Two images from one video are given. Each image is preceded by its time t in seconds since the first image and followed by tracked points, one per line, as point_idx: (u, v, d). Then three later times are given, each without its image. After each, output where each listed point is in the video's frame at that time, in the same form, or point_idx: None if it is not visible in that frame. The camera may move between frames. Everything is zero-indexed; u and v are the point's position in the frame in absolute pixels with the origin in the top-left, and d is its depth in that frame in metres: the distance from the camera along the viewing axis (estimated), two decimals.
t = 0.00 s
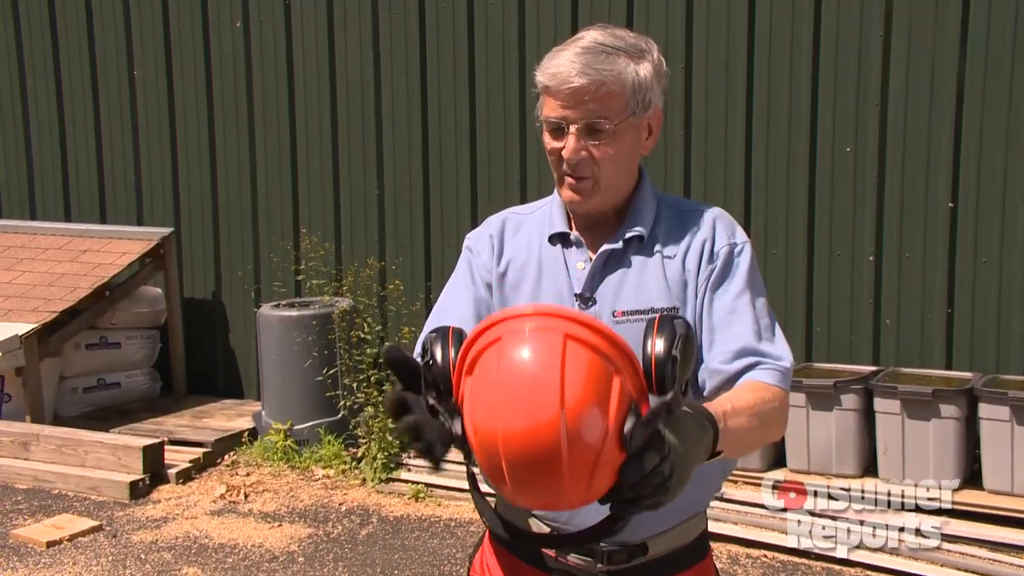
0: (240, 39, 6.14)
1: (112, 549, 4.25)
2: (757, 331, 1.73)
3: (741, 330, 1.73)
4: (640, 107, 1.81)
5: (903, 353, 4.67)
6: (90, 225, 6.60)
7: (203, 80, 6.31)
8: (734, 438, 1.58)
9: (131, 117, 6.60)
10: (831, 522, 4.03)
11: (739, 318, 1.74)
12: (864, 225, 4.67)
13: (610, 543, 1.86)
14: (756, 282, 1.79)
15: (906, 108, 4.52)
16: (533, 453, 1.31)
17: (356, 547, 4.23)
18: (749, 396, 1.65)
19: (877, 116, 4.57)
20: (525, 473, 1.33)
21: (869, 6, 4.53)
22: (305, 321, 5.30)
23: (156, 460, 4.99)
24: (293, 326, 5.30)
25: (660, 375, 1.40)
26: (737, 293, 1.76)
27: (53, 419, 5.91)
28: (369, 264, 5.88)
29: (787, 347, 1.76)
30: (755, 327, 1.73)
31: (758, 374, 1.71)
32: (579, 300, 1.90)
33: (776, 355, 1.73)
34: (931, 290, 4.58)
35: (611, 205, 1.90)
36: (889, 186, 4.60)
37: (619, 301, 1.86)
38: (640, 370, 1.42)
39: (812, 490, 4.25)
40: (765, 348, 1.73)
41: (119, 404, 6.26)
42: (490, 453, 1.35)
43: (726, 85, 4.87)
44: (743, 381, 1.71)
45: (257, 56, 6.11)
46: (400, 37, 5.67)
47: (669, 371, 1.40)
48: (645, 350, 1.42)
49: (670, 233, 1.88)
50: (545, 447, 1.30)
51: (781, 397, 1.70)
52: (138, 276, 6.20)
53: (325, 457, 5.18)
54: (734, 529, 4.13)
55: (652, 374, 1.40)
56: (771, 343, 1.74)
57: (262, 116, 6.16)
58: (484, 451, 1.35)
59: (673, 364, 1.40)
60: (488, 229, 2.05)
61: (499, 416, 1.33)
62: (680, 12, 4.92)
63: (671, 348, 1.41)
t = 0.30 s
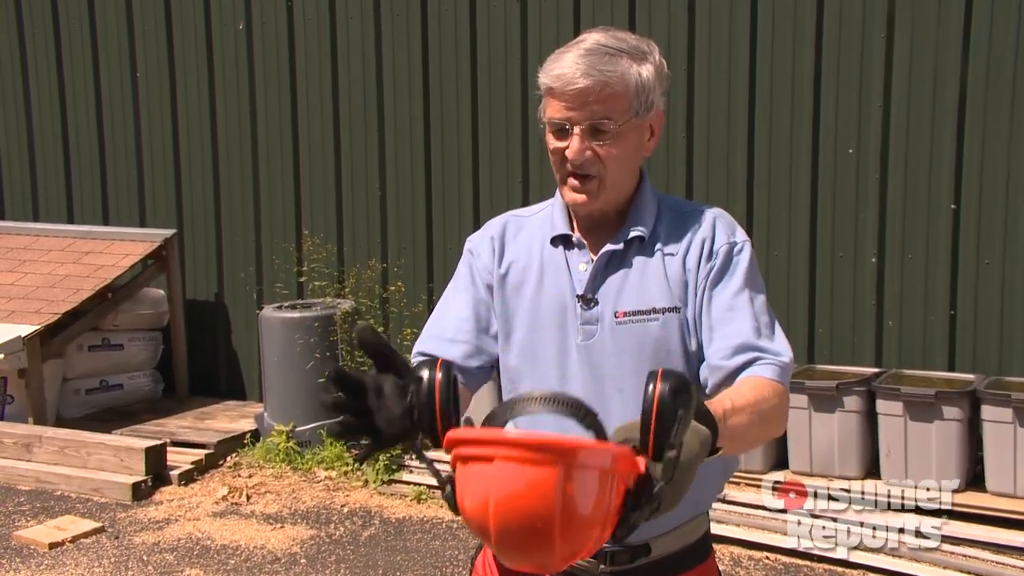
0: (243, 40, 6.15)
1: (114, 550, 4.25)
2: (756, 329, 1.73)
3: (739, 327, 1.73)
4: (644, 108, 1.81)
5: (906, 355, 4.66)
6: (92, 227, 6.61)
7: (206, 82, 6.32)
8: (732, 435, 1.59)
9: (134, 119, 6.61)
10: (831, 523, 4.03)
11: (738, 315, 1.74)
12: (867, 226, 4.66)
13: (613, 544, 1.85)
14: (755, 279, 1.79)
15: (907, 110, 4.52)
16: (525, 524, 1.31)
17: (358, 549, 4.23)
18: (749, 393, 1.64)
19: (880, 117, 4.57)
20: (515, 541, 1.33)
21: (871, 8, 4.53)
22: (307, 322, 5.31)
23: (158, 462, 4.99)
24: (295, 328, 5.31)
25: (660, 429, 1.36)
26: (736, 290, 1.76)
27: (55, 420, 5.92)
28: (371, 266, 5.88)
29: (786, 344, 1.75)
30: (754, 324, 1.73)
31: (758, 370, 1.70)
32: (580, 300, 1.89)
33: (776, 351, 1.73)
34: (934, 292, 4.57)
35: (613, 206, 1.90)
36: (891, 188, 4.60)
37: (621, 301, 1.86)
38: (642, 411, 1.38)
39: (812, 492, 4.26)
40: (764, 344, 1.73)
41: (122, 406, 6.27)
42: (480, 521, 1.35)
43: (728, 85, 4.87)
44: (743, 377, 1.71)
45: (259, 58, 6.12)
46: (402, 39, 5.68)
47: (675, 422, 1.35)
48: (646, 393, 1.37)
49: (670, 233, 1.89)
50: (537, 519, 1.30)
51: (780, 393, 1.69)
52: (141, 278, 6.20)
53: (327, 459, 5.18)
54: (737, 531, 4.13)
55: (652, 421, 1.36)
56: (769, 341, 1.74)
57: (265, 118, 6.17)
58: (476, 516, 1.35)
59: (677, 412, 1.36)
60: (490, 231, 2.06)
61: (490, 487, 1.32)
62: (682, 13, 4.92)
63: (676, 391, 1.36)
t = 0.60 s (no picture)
0: (245, 41, 6.15)
1: (116, 550, 4.26)
2: (755, 326, 1.74)
3: (738, 325, 1.73)
4: (644, 110, 1.81)
5: (908, 355, 4.65)
6: (94, 227, 6.62)
7: (208, 82, 6.32)
8: (729, 438, 1.59)
9: (137, 120, 6.62)
10: (830, 523, 4.03)
11: (737, 313, 1.74)
12: (869, 227, 4.66)
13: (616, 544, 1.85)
14: (755, 277, 1.80)
15: (909, 111, 4.51)
16: None
17: (360, 549, 4.24)
18: (744, 394, 1.65)
19: (881, 117, 4.57)
20: None
21: (873, 8, 4.53)
22: (309, 323, 5.31)
23: (161, 462, 5.00)
24: (297, 328, 5.32)
25: (624, 473, 1.35)
26: (736, 288, 1.77)
27: (57, 421, 5.93)
28: (373, 266, 5.88)
29: (785, 341, 1.76)
30: (753, 322, 1.74)
31: (756, 367, 1.70)
32: (582, 301, 1.89)
33: (774, 348, 1.73)
34: (936, 293, 4.57)
35: (614, 208, 1.90)
36: (893, 188, 4.60)
37: (623, 301, 1.86)
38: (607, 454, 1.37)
39: (812, 492, 4.25)
40: (763, 341, 1.73)
41: (124, 406, 6.28)
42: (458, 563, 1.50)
43: (731, 85, 4.87)
44: (742, 374, 1.71)
45: (261, 58, 6.12)
46: (404, 40, 5.68)
47: (641, 471, 1.36)
48: (610, 439, 1.36)
49: (671, 234, 1.88)
50: None
51: (779, 391, 1.69)
52: (143, 278, 6.20)
53: (329, 460, 5.18)
54: (739, 531, 4.13)
55: (617, 463, 1.35)
56: (767, 337, 1.74)
57: (267, 119, 6.17)
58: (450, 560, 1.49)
59: (639, 455, 1.35)
60: (490, 234, 2.05)
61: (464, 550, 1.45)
62: (684, 12, 4.92)
63: (642, 432, 1.35)
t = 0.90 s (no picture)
0: (248, 41, 6.15)
1: (119, 550, 4.27)
2: (756, 327, 1.73)
3: (739, 326, 1.73)
4: (646, 111, 1.81)
5: (911, 356, 4.65)
6: (97, 227, 6.63)
7: (210, 82, 6.33)
8: (729, 441, 1.59)
9: (139, 118, 6.62)
10: (830, 522, 4.03)
11: (738, 313, 1.74)
12: (872, 226, 4.65)
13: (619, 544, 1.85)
14: (756, 278, 1.80)
15: (913, 111, 4.51)
16: None
17: (362, 549, 4.24)
18: (744, 395, 1.65)
19: (884, 117, 4.56)
20: None
21: (876, 7, 4.52)
22: (311, 323, 5.32)
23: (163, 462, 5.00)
24: (299, 328, 5.32)
25: (624, 482, 1.34)
26: (736, 288, 1.77)
27: (60, 421, 5.93)
28: (376, 267, 5.88)
29: (786, 341, 1.75)
30: (755, 322, 1.73)
31: (757, 368, 1.70)
32: (583, 303, 1.89)
33: (775, 349, 1.72)
34: (939, 292, 4.56)
35: (615, 208, 1.90)
36: (897, 188, 4.59)
37: (624, 302, 1.86)
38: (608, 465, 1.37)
39: (812, 492, 4.24)
40: (763, 342, 1.73)
41: (126, 406, 6.28)
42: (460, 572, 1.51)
43: (733, 85, 4.87)
44: (743, 375, 1.71)
45: (263, 58, 6.12)
46: (406, 40, 5.68)
47: (641, 481, 1.34)
48: (610, 449, 1.36)
49: (672, 234, 1.88)
50: None
51: (780, 392, 1.69)
52: (146, 278, 6.21)
53: (331, 460, 5.19)
54: (741, 532, 4.13)
55: (617, 471, 1.34)
56: (768, 338, 1.74)
57: (269, 119, 6.17)
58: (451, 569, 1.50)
59: (638, 464, 1.34)
60: (492, 234, 2.05)
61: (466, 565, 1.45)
62: (686, 12, 4.92)
63: (641, 441, 1.35)
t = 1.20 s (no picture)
0: (250, 41, 6.15)
1: (122, 550, 4.27)
2: (758, 328, 1.73)
3: (742, 328, 1.73)
4: (647, 112, 1.81)
5: (913, 356, 4.65)
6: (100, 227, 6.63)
7: (212, 81, 6.33)
8: (732, 446, 1.59)
9: (142, 118, 6.63)
10: (830, 522, 4.03)
11: (741, 314, 1.74)
12: (874, 225, 4.64)
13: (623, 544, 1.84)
14: (758, 279, 1.80)
15: (915, 111, 4.50)
16: None
17: (365, 549, 4.24)
18: (747, 400, 1.64)
19: (887, 117, 4.56)
20: None
21: (879, 7, 4.52)
22: (314, 323, 5.32)
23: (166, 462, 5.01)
24: (301, 328, 5.32)
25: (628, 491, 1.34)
26: (739, 290, 1.77)
27: (63, 421, 5.94)
28: (378, 267, 5.88)
29: (789, 343, 1.75)
30: (757, 324, 1.73)
31: (759, 370, 1.70)
32: (585, 303, 1.89)
33: (778, 351, 1.72)
34: (942, 292, 4.56)
35: (618, 209, 1.90)
36: (899, 187, 4.58)
37: (626, 303, 1.86)
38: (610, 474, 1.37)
39: (812, 492, 4.23)
40: (766, 343, 1.72)
41: (129, 406, 6.29)
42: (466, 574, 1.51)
43: (735, 86, 4.86)
44: (745, 378, 1.71)
45: (266, 58, 6.13)
46: (409, 40, 5.69)
47: (645, 491, 1.34)
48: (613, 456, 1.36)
49: (674, 235, 1.88)
50: None
51: (783, 394, 1.69)
52: (148, 278, 6.22)
53: (334, 460, 5.19)
54: (743, 532, 4.13)
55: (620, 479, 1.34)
56: (770, 338, 1.74)
57: (272, 119, 6.18)
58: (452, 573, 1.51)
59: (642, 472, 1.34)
60: (495, 235, 2.05)
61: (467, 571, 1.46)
62: (688, 12, 4.92)
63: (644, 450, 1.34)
